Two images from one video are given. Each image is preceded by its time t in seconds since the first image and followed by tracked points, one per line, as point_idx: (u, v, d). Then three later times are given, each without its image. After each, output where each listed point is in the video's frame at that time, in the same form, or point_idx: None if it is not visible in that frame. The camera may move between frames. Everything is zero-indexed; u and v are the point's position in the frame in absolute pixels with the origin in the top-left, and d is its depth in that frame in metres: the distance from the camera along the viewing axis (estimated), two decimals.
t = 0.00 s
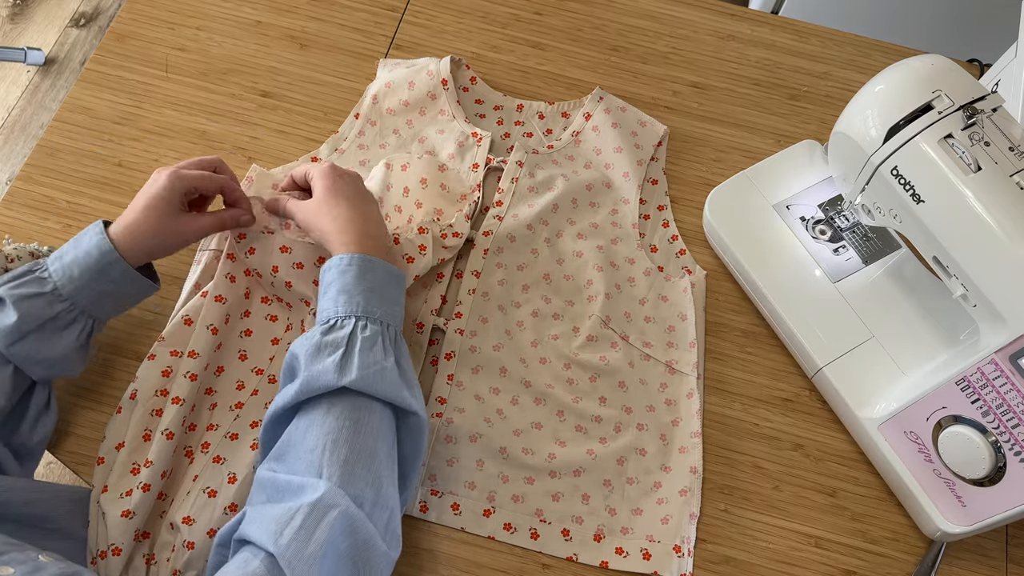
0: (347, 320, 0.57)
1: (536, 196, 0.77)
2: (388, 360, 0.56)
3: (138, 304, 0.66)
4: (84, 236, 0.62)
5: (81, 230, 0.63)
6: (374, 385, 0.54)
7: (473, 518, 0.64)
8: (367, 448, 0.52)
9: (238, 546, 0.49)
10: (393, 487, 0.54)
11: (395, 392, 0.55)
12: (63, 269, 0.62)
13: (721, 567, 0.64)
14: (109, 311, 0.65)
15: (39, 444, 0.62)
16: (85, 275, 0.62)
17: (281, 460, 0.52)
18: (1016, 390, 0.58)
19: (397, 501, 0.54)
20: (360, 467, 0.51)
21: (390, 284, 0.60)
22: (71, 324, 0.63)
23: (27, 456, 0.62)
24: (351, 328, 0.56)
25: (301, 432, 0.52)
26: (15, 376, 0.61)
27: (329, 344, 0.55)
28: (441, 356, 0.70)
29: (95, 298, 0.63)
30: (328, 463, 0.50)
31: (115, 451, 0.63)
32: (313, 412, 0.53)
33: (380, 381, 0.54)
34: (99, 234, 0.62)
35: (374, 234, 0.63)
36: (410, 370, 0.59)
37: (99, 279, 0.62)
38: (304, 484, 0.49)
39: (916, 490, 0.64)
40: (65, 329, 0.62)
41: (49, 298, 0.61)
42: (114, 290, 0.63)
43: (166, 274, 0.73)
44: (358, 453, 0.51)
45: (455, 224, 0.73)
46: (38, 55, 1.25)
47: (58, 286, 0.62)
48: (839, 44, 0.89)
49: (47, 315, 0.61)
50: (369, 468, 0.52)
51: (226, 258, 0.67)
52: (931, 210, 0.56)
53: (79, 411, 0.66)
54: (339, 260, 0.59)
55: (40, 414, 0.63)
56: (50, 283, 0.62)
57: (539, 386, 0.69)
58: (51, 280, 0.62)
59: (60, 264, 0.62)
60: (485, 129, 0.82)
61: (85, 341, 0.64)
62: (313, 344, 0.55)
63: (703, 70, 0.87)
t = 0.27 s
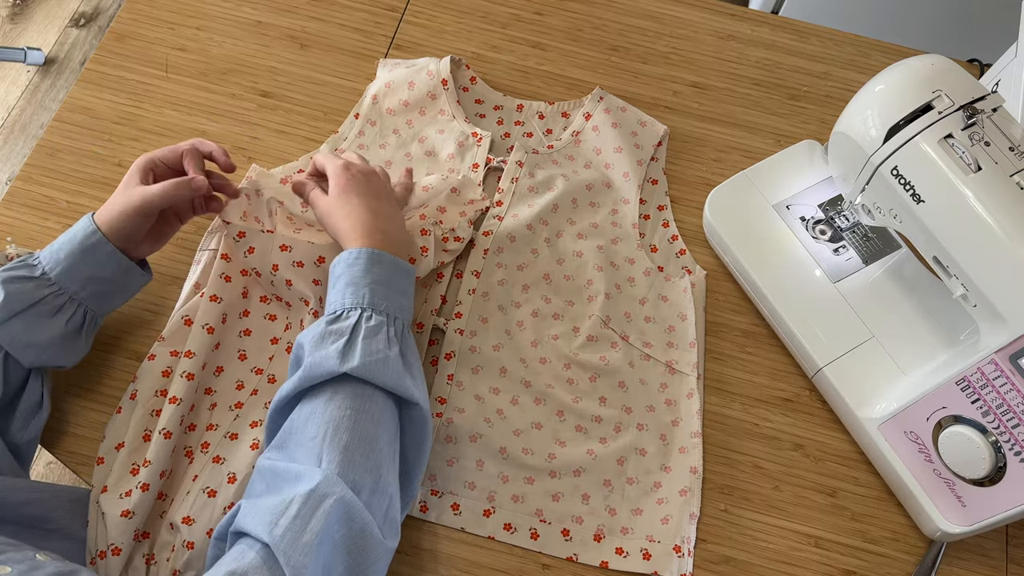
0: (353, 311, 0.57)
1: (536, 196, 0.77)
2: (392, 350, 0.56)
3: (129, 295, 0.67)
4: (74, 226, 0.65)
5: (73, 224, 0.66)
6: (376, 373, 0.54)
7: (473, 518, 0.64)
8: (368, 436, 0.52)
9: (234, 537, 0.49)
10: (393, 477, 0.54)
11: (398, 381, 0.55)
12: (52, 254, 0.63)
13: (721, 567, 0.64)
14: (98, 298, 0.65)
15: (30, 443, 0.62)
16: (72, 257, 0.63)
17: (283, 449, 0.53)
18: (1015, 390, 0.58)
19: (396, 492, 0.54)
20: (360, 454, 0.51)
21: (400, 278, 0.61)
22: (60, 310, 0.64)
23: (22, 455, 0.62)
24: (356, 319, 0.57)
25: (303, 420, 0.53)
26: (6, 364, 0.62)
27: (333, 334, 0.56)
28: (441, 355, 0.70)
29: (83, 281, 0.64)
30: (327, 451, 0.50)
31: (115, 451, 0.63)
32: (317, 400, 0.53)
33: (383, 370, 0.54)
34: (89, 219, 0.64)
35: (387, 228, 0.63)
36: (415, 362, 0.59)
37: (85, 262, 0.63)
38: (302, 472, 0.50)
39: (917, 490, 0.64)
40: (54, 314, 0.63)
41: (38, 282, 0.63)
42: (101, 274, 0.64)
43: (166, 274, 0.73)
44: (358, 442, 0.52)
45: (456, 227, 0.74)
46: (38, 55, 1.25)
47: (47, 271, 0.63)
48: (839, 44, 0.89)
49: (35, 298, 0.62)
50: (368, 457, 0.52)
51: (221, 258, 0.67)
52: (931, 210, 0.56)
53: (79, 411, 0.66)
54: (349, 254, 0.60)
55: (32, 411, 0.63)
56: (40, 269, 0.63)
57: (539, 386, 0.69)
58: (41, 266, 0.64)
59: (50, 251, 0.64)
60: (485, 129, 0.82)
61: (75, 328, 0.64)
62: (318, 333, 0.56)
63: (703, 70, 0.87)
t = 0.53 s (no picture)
0: (362, 309, 0.56)
1: (536, 196, 0.77)
2: (399, 349, 0.56)
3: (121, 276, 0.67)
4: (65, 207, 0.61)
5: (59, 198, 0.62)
6: (382, 370, 0.54)
7: (472, 518, 0.64)
8: (372, 433, 0.51)
9: (234, 532, 0.48)
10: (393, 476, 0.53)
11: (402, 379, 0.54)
12: (47, 242, 0.61)
13: (721, 567, 0.64)
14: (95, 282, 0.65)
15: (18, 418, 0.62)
16: (70, 246, 0.61)
17: (285, 445, 0.52)
18: (1015, 390, 0.58)
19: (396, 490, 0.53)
20: (364, 451, 0.50)
21: (413, 283, 0.60)
22: (60, 297, 0.63)
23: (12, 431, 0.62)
24: (366, 317, 0.56)
25: (308, 416, 0.52)
26: None
27: (342, 331, 0.55)
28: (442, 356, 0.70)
29: (83, 269, 0.63)
30: (332, 447, 0.49)
31: (115, 451, 0.62)
32: (322, 395, 0.53)
33: (388, 368, 0.54)
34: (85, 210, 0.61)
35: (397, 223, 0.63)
36: (421, 362, 0.58)
37: (85, 251, 0.62)
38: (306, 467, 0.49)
39: (916, 490, 0.64)
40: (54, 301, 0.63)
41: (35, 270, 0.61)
42: (101, 262, 0.63)
43: (166, 274, 0.73)
44: (363, 438, 0.51)
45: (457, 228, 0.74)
46: (38, 55, 1.25)
47: (44, 262, 0.61)
48: (839, 44, 0.89)
49: (36, 291, 0.61)
50: (372, 454, 0.51)
51: (221, 259, 0.67)
52: (931, 210, 0.56)
53: (79, 411, 0.66)
54: (363, 256, 0.59)
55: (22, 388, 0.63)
56: (33, 255, 0.61)
57: (539, 386, 0.69)
58: (35, 252, 0.61)
59: (42, 237, 0.61)
60: (485, 129, 0.82)
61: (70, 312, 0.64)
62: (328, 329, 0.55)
63: (703, 70, 0.87)
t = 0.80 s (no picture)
0: (428, 314, 0.61)
1: (536, 196, 0.77)
2: (454, 359, 0.60)
3: (115, 268, 0.69)
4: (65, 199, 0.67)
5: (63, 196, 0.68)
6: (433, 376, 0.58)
7: (472, 518, 0.64)
8: (406, 438, 0.55)
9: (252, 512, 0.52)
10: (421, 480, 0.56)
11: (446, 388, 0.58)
12: (42, 225, 0.66)
13: (721, 567, 0.64)
14: (87, 269, 0.67)
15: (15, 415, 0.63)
16: (61, 225, 0.66)
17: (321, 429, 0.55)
18: (1016, 390, 0.58)
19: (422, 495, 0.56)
20: (398, 454, 0.54)
21: (474, 297, 0.64)
22: (51, 279, 0.66)
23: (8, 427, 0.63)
24: (430, 322, 0.61)
25: (349, 407, 0.55)
26: None
27: (403, 330, 0.59)
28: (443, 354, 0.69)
29: (71, 250, 0.66)
30: (366, 445, 0.53)
31: (114, 451, 0.63)
32: (370, 386, 0.57)
33: (437, 374, 0.58)
34: (78, 191, 0.67)
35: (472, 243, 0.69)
36: (472, 375, 0.61)
37: (74, 230, 0.66)
38: (338, 457, 0.52)
39: (916, 490, 0.64)
40: (45, 283, 0.65)
41: (29, 252, 0.65)
42: (89, 242, 0.67)
43: (166, 275, 0.73)
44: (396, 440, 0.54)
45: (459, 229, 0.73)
46: (38, 55, 1.25)
47: (35, 239, 0.65)
48: (839, 44, 0.89)
49: (25, 266, 0.64)
50: (403, 457, 0.54)
51: (210, 258, 0.68)
52: (931, 209, 0.56)
53: (79, 411, 0.66)
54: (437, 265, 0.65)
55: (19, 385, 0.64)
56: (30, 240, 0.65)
57: (539, 386, 0.69)
58: (30, 236, 0.65)
59: (39, 223, 0.66)
60: (485, 129, 0.82)
61: (63, 298, 0.66)
62: (391, 328, 0.59)
63: (703, 70, 0.87)
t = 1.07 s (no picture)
0: (437, 316, 0.61)
1: (536, 196, 0.77)
2: (462, 360, 0.60)
3: (117, 270, 0.69)
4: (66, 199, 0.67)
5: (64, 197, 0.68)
6: (442, 375, 0.58)
7: (472, 518, 0.64)
8: (413, 437, 0.55)
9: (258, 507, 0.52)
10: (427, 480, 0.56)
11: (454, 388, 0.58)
12: (43, 225, 0.66)
13: (721, 567, 0.64)
14: (88, 271, 0.67)
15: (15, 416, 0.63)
16: (62, 226, 0.66)
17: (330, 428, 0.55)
18: (1016, 390, 0.58)
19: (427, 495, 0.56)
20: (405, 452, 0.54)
21: (487, 302, 0.64)
22: (52, 280, 0.66)
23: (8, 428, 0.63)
24: (439, 323, 0.61)
25: (359, 405, 0.56)
26: None
27: (413, 331, 0.60)
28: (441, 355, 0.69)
29: (73, 251, 0.66)
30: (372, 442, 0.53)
31: (114, 451, 0.63)
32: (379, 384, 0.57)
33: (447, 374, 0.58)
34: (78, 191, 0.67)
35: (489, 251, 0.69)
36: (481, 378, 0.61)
37: (75, 231, 0.66)
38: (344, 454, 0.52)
39: (916, 490, 0.64)
40: (46, 283, 0.65)
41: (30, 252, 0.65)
42: (89, 243, 0.67)
43: (166, 275, 0.73)
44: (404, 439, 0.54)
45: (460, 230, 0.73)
46: (38, 55, 1.25)
47: (37, 240, 0.65)
48: (839, 44, 0.89)
49: (26, 266, 0.64)
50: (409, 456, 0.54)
51: (209, 260, 0.68)
52: (931, 209, 0.56)
53: (78, 411, 0.66)
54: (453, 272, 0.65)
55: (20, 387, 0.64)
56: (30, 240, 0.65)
57: (539, 386, 0.69)
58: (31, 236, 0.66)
59: (40, 224, 0.66)
60: (485, 129, 0.82)
61: (65, 298, 0.66)
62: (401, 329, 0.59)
63: (703, 70, 0.87)
